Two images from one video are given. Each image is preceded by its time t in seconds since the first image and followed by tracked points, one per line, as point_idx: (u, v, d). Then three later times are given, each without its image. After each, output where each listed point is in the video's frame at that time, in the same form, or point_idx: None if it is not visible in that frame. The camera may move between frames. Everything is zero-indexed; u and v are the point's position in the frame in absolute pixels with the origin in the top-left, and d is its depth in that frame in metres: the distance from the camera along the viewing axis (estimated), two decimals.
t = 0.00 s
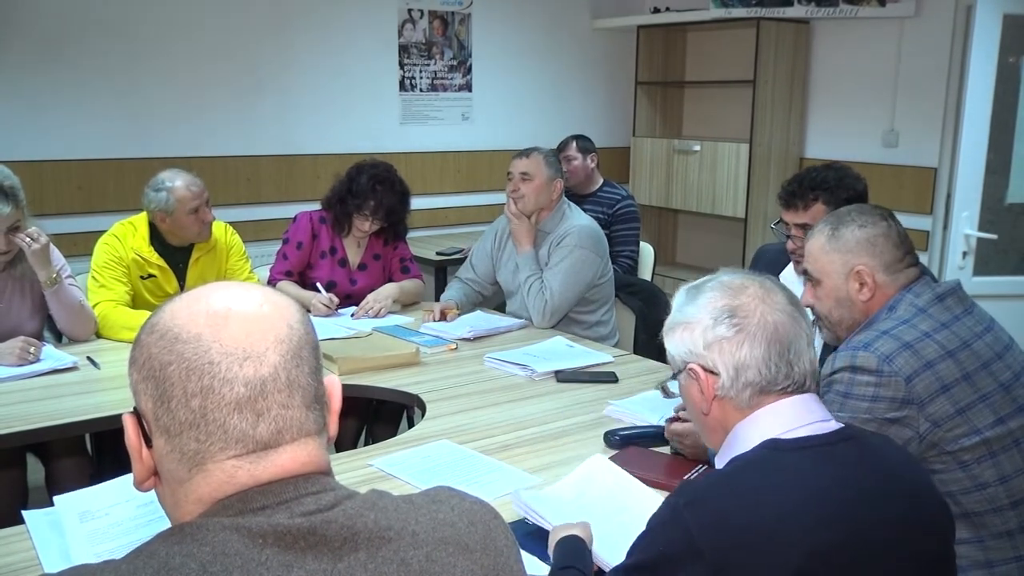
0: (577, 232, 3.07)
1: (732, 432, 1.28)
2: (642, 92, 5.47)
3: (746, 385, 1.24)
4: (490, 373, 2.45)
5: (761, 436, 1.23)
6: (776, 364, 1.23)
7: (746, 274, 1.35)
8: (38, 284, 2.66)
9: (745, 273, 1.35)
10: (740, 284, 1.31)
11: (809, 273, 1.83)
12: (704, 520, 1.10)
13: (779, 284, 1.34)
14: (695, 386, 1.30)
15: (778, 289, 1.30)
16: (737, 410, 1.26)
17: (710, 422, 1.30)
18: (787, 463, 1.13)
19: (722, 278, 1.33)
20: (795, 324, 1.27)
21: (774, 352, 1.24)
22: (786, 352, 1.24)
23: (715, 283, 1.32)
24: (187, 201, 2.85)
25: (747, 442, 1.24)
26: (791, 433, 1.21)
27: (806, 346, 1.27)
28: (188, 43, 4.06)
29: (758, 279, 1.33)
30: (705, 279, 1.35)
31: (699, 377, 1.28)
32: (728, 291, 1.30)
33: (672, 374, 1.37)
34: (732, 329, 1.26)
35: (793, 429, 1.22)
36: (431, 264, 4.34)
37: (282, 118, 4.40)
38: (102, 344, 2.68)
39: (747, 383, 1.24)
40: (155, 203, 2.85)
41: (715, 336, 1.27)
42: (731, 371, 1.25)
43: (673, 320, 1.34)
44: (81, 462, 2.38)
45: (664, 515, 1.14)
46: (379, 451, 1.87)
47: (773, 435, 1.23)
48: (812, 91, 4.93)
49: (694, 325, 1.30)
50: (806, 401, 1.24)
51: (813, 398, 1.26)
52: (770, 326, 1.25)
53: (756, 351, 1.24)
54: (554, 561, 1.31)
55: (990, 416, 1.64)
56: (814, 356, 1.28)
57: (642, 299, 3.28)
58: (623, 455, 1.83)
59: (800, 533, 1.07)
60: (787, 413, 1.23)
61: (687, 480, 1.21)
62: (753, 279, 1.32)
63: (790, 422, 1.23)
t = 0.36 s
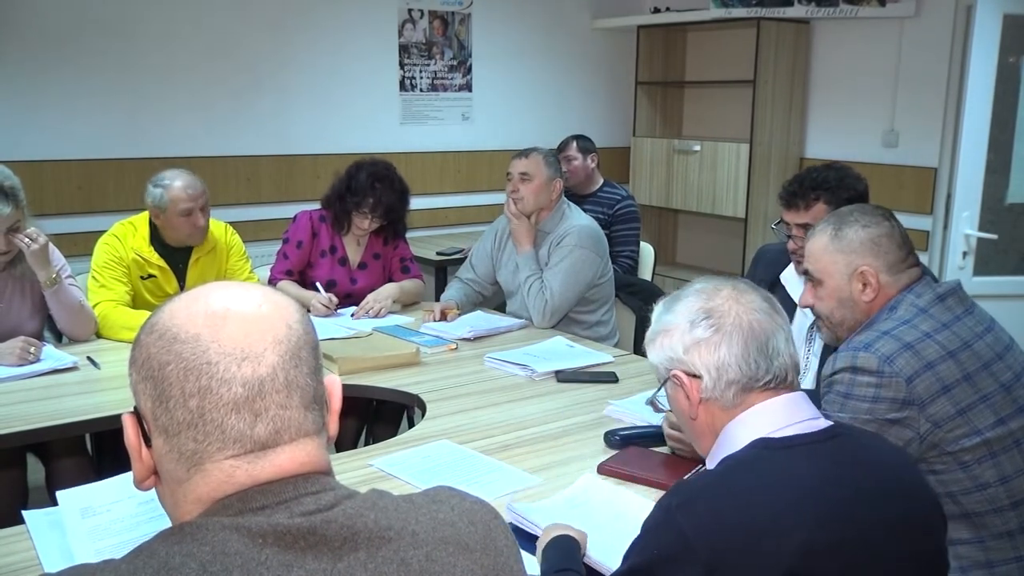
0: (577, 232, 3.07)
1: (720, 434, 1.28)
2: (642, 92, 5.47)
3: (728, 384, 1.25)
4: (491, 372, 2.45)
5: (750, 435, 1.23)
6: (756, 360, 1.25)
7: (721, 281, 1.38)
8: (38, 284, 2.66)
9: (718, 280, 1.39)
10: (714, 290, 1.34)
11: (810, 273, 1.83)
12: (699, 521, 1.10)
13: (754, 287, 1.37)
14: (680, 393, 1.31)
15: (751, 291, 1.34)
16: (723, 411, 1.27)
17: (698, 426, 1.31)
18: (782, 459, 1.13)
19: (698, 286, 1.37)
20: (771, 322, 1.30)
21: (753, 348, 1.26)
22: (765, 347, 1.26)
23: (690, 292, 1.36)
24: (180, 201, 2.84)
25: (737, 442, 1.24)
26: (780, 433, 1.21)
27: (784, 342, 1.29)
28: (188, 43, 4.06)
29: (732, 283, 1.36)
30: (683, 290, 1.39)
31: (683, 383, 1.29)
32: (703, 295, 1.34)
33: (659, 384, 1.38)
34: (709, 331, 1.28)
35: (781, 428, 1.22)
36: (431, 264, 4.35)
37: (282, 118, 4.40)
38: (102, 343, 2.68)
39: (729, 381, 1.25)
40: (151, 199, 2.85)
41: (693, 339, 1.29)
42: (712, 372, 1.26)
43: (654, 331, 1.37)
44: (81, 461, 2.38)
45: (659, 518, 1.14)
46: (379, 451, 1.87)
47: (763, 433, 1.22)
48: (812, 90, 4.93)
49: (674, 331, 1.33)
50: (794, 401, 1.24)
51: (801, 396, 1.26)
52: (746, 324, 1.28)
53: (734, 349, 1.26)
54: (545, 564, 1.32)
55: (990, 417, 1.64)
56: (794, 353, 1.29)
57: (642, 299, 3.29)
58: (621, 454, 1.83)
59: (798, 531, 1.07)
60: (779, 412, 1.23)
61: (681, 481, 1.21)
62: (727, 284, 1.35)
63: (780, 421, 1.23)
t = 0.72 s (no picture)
0: (577, 233, 3.07)
1: (719, 434, 1.27)
2: (642, 92, 5.47)
3: (726, 381, 1.25)
4: (491, 372, 2.45)
5: (748, 433, 1.22)
6: (752, 355, 1.25)
7: (710, 284, 1.39)
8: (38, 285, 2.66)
9: (707, 284, 1.40)
10: (703, 293, 1.35)
11: (811, 273, 1.83)
12: (698, 521, 1.10)
13: (743, 287, 1.38)
14: (679, 396, 1.31)
15: (739, 291, 1.35)
16: (721, 409, 1.27)
17: (698, 428, 1.31)
18: (782, 459, 1.12)
19: (686, 290, 1.38)
20: (762, 319, 1.30)
21: (748, 345, 1.26)
22: (759, 343, 1.27)
23: (680, 296, 1.37)
24: (171, 197, 2.84)
25: (732, 441, 1.24)
26: (778, 430, 1.20)
27: (778, 337, 1.29)
28: (188, 42, 4.06)
29: (720, 286, 1.37)
30: (672, 295, 1.40)
31: (681, 385, 1.29)
32: (693, 298, 1.35)
33: (657, 391, 1.38)
34: (703, 331, 1.29)
35: (779, 425, 1.21)
36: (431, 264, 4.35)
37: (282, 118, 4.40)
38: (102, 343, 2.68)
39: (726, 378, 1.25)
40: (154, 191, 2.88)
41: (688, 340, 1.29)
42: (709, 371, 1.26)
43: (647, 337, 1.37)
44: (81, 461, 2.38)
45: (659, 520, 1.14)
46: (380, 451, 1.87)
47: (760, 431, 1.21)
48: (812, 90, 4.93)
49: (667, 335, 1.33)
50: (791, 399, 1.24)
51: (799, 393, 1.26)
52: (739, 322, 1.29)
53: (729, 346, 1.26)
54: None
55: (991, 417, 1.64)
56: (788, 348, 1.30)
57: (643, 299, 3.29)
58: (620, 454, 1.83)
59: (798, 531, 1.06)
60: (776, 409, 1.23)
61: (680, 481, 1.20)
62: (717, 286, 1.37)
63: (778, 418, 1.22)
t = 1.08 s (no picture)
0: (577, 233, 3.07)
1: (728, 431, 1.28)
2: (643, 92, 5.46)
3: (742, 378, 1.25)
4: (491, 372, 2.45)
5: (756, 431, 1.23)
6: (768, 352, 1.25)
7: (726, 278, 1.39)
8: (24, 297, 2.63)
9: (723, 277, 1.39)
10: (721, 286, 1.35)
11: (811, 272, 1.83)
12: (699, 520, 1.09)
13: (759, 283, 1.38)
14: (692, 390, 1.31)
15: (757, 287, 1.35)
16: (734, 405, 1.26)
17: (708, 424, 1.31)
18: (783, 458, 1.12)
19: (703, 283, 1.38)
20: (779, 316, 1.30)
21: (765, 341, 1.26)
22: (775, 340, 1.27)
23: (697, 288, 1.36)
24: (168, 196, 2.84)
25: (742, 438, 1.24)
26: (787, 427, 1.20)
27: (793, 336, 1.29)
28: (188, 42, 4.06)
29: (738, 279, 1.37)
30: (688, 287, 1.39)
31: (695, 379, 1.29)
32: (710, 291, 1.34)
33: (668, 383, 1.38)
34: (721, 325, 1.29)
35: (787, 423, 1.21)
36: (431, 264, 4.35)
37: (282, 118, 4.40)
38: (102, 343, 2.68)
39: (743, 374, 1.25)
40: (151, 189, 2.88)
41: (705, 334, 1.29)
42: (725, 366, 1.26)
43: (662, 328, 1.36)
44: (81, 461, 2.38)
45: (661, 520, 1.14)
46: (380, 451, 1.87)
47: (770, 427, 1.22)
48: (812, 90, 4.93)
49: (684, 328, 1.33)
50: (803, 396, 1.24)
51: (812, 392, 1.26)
52: (756, 318, 1.28)
53: (746, 341, 1.26)
54: None
55: (991, 417, 1.64)
56: (802, 346, 1.30)
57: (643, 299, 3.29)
58: (620, 454, 1.83)
59: (799, 531, 1.06)
60: (787, 407, 1.23)
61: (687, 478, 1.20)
62: (733, 280, 1.36)
63: (786, 416, 1.22)
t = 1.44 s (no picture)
0: (576, 232, 3.07)
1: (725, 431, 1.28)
2: (643, 92, 5.46)
3: (734, 379, 1.25)
4: (491, 372, 2.45)
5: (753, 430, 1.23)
6: (760, 353, 1.25)
7: (717, 280, 1.39)
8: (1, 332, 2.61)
9: (714, 280, 1.39)
10: (712, 288, 1.35)
11: (811, 272, 1.83)
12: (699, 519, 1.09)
13: (750, 284, 1.38)
14: (685, 393, 1.31)
15: (747, 289, 1.35)
16: (728, 406, 1.27)
17: (704, 426, 1.31)
18: (783, 458, 1.12)
19: (694, 286, 1.38)
20: (770, 316, 1.30)
21: (756, 342, 1.26)
22: (767, 341, 1.27)
23: (688, 292, 1.36)
24: (166, 197, 2.84)
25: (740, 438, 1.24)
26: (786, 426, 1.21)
27: (785, 336, 1.29)
28: (188, 41, 4.06)
29: (728, 282, 1.37)
30: (680, 291, 1.39)
31: (688, 382, 1.29)
32: (700, 294, 1.34)
33: (662, 386, 1.38)
34: (712, 327, 1.29)
35: (784, 423, 1.21)
36: (431, 265, 4.35)
37: (282, 118, 4.40)
38: (102, 343, 2.68)
39: (734, 376, 1.25)
40: (150, 189, 2.88)
41: (696, 336, 1.29)
42: (717, 368, 1.26)
43: (654, 332, 1.37)
44: (81, 462, 2.37)
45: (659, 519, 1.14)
46: (380, 451, 1.87)
47: (767, 427, 1.22)
48: (812, 90, 4.93)
49: (675, 331, 1.33)
50: (799, 395, 1.24)
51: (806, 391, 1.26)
52: (748, 319, 1.28)
53: (738, 342, 1.26)
54: None
55: (991, 417, 1.64)
56: (795, 346, 1.30)
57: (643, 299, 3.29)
58: (620, 454, 1.83)
59: (799, 530, 1.06)
60: (784, 406, 1.23)
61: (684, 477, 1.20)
62: (724, 282, 1.36)
63: (784, 415, 1.22)
